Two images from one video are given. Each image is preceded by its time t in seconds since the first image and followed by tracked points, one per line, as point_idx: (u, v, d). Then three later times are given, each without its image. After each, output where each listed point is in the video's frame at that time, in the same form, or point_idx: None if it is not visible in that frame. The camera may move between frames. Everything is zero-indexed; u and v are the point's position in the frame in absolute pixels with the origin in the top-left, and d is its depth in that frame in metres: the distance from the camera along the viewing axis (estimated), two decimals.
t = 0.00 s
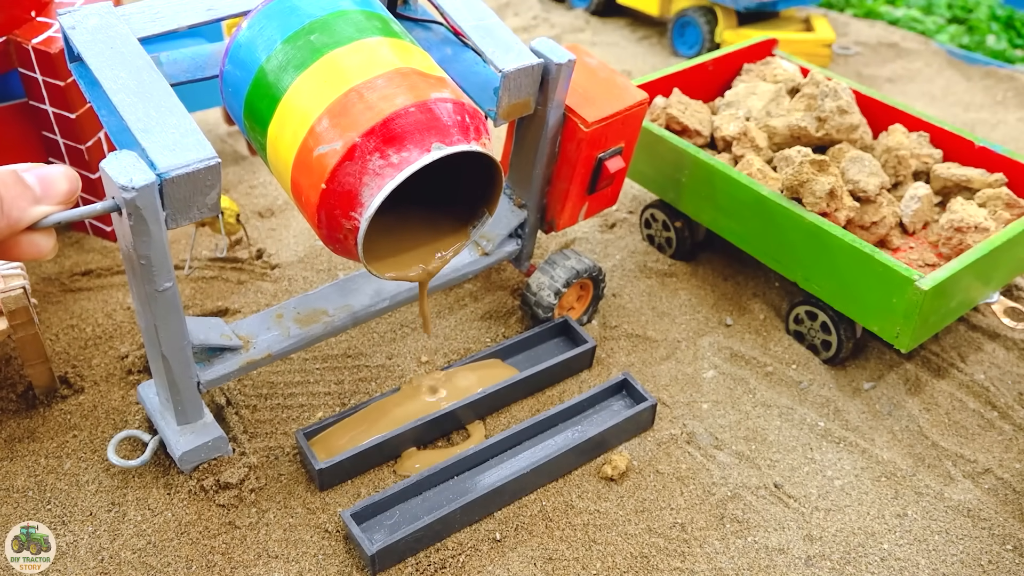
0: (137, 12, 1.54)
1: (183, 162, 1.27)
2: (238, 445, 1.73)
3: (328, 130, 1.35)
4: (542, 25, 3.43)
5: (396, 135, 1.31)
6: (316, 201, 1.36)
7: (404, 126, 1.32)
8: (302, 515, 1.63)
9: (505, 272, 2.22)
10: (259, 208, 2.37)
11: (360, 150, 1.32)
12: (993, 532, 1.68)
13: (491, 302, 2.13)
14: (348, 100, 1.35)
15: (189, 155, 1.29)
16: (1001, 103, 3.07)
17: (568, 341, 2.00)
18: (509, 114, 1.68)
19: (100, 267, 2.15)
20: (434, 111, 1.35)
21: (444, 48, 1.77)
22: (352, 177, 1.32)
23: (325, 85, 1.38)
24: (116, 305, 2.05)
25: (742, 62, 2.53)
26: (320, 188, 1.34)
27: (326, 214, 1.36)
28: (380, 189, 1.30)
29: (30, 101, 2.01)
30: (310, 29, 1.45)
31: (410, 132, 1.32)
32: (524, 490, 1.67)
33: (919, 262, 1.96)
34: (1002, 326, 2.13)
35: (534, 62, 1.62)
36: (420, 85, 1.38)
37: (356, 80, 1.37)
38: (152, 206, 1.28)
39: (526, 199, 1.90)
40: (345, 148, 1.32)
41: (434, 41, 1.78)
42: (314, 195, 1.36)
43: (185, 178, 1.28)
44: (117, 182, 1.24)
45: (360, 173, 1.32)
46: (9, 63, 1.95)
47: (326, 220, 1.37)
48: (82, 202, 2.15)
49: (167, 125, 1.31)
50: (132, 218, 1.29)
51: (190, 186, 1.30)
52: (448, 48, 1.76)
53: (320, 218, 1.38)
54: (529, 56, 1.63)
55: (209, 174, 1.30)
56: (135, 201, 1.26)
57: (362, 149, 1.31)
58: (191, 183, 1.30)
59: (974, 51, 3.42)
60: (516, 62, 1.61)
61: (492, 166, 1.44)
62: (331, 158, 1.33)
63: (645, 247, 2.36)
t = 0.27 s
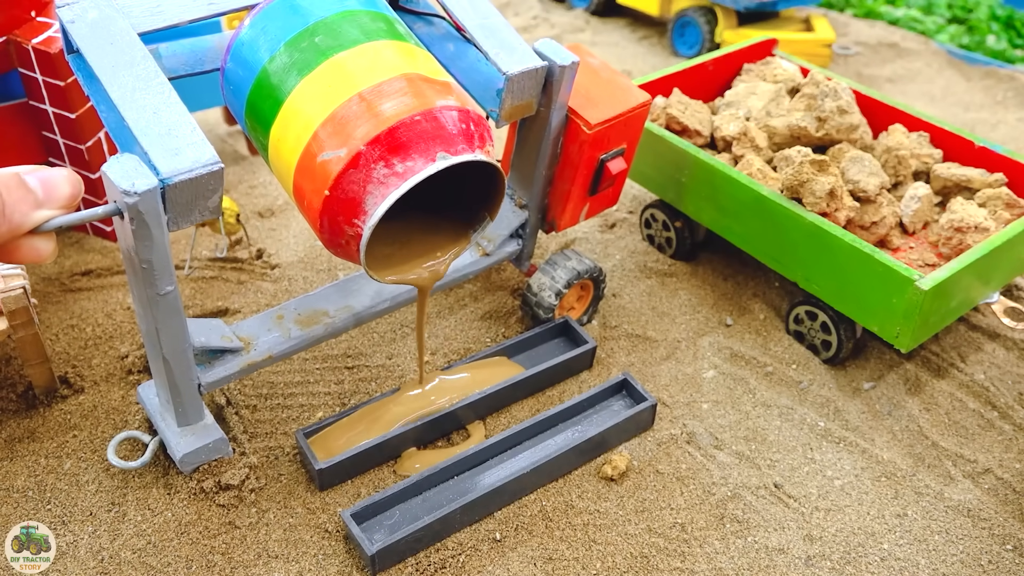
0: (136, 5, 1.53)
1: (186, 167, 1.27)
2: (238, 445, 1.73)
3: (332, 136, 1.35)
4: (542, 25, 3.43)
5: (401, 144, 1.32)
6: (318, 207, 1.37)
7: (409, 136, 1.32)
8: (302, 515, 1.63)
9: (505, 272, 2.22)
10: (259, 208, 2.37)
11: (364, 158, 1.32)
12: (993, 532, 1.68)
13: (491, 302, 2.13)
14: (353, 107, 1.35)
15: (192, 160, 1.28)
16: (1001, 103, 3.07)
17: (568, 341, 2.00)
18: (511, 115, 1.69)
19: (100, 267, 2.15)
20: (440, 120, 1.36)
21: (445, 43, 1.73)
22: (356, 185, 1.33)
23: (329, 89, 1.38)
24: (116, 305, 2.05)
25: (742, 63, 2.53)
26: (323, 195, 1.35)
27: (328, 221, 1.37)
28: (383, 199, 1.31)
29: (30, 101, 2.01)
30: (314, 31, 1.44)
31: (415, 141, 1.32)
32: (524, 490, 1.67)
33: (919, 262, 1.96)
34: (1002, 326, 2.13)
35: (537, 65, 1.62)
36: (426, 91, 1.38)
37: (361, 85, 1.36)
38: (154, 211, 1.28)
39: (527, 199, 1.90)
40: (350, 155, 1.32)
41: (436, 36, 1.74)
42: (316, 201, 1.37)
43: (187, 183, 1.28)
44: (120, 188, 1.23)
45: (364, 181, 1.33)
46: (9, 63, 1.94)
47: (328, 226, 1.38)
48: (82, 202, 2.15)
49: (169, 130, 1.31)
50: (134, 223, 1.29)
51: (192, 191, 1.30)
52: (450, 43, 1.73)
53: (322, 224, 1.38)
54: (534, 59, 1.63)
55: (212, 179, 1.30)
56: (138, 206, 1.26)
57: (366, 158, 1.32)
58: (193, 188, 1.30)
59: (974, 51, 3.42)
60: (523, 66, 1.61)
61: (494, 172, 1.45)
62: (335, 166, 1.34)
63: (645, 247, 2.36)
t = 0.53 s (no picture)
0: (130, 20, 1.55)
1: (183, 162, 1.27)
2: (239, 445, 1.74)
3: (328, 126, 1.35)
4: (542, 25, 3.43)
5: (396, 129, 1.31)
6: (318, 200, 1.36)
7: (404, 121, 1.32)
8: (302, 515, 1.63)
9: (505, 272, 2.22)
10: (259, 208, 2.37)
11: (361, 146, 1.32)
12: (993, 532, 1.68)
13: (491, 302, 2.13)
14: (347, 97, 1.35)
15: (190, 157, 1.29)
16: (1001, 103, 3.07)
17: (568, 341, 2.00)
18: (506, 115, 1.68)
19: (100, 267, 2.15)
20: (434, 105, 1.35)
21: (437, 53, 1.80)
22: (354, 173, 1.32)
23: (323, 84, 1.38)
24: (116, 305, 2.05)
25: (742, 63, 2.53)
26: (322, 186, 1.34)
27: (328, 213, 1.36)
28: (381, 184, 1.30)
29: (30, 101, 2.01)
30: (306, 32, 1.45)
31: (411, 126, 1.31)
32: (524, 490, 1.67)
33: (919, 262, 1.96)
34: (1002, 326, 2.13)
35: (530, 61, 1.62)
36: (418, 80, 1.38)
37: (355, 77, 1.37)
38: (153, 209, 1.28)
39: (523, 199, 1.90)
40: (346, 144, 1.32)
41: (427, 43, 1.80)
42: (316, 191, 1.35)
43: (185, 180, 1.28)
44: (119, 186, 1.24)
45: (362, 169, 1.32)
46: (9, 63, 1.94)
47: (328, 218, 1.37)
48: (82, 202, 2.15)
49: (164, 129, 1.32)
50: (134, 222, 1.29)
51: (191, 187, 1.29)
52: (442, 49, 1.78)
53: (322, 216, 1.37)
54: (524, 55, 1.63)
55: (209, 174, 1.30)
56: (137, 204, 1.26)
57: (362, 145, 1.31)
58: (191, 185, 1.29)
59: (974, 51, 3.41)
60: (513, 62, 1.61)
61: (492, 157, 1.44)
62: (332, 156, 1.33)
63: (645, 247, 2.36)
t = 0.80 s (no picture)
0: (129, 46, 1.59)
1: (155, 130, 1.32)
2: (239, 445, 1.74)
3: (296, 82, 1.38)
4: (542, 25, 3.43)
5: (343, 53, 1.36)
6: (289, 140, 1.36)
7: (346, 40, 1.38)
8: (302, 515, 1.63)
9: (505, 272, 2.22)
10: (259, 208, 2.37)
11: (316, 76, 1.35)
12: (993, 532, 1.68)
13: (491, 301, 2.13)
14: (299, 50, 1.41)
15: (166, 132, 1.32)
16: (1001, 103, 3.07)
17: (568, 341, 2.00)
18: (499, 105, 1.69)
19: (100, 267, 2.15)
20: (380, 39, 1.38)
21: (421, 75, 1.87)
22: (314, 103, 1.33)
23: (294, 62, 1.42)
24: (116, 305, 2.05)
25: (742, 63, 2.53)
26: (289, 120, 1.35)
27: (301, 147, 1.35)
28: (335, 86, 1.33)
29: (30, 101, 2.01)
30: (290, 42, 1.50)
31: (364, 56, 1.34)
32: (524, 490, 1.67)
33: (919, 262, 1.96)
34: (1002, 326, 2.13)
35: (508, 45, 1.66)
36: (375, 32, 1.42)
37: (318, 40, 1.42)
38: (137, 185, 1.32)
39: (519, 197, 1.90)
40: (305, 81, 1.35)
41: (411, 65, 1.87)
42: (284, 131, 1.36)
43: (161, 147, 1.31)
44: (102, 162, 1.28)
45: (319, 92, 1.34)
46: (9, 63, 1.94)
47: (303, 153, 1.35)
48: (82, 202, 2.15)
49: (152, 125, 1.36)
50: (119, 200, 1.32)
51: (169, 156, 1.33)
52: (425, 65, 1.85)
53: (298, 157, 1.36)
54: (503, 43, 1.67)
55: (187, 143, 1.33)
56: (120, 178, 1.29)
57: (314, 68, 1.36)
58: (171, 153, 1.33)
59: (974, 51, 3.41)
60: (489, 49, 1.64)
61: (449, 59, 1.46)
62: (291, 92, 1.36)
63: (645, 247, 2.36)
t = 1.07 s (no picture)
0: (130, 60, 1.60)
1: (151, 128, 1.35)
2: (239, 445, 1.74)
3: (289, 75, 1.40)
4: (542, 25, 3.43)
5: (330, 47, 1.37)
6: (281, 114, 1.38)
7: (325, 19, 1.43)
8: (302, 515, 1.63)
9: (505, 272, 2.22)
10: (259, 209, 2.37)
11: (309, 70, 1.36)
12: (993, 532, 1.68)
13: (490, 301, 2.13)
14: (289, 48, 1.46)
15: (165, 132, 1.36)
16: (1001, 103, 3.07)
17: (569, 341, 2.00)
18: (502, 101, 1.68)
19: (100, 267, 2.15)
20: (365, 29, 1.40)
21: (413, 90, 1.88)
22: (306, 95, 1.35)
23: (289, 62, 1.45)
24: (116, 305, 2.05)
25: (742, 63, 2.53)
26: (279, 96, 1.38)
27: (292, 116, 1.36)
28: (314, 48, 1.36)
29: (30, 101, 2.01)
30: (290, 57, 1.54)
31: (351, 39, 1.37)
32: (524, 490, 1.67)
33: (919, 262, 1.96)
34: (1002, 326, 2.12)
35: (503, 45, 1.70)
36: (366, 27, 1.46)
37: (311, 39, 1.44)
38: (139, 186, 1.31)
39: (519, 197, 1.90)
40: (298, 74, 1.36)
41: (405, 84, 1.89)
42: (278, 109, 1.38)
43: (160, 147, 1.35)
44: (105, 164, 1.28)
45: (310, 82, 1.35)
46: (9, 63, 1.94)
47: (295, 121, 1.36)
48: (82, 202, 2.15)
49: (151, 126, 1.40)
50: (121, 202, 1.32)
51: (168, 153, 1.36)
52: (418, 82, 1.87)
53: (292, 128, 1.36)
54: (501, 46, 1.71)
55: (184, 139, 1.36)
56: (122, 181, 1.29)
57: (297, 44, 1.40)
58: (169, 149, 1.36)
59: (974, 51, 3.41)
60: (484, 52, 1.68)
61: (431, 23, 1.50)
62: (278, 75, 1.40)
63: (645, 247, 2.36)
